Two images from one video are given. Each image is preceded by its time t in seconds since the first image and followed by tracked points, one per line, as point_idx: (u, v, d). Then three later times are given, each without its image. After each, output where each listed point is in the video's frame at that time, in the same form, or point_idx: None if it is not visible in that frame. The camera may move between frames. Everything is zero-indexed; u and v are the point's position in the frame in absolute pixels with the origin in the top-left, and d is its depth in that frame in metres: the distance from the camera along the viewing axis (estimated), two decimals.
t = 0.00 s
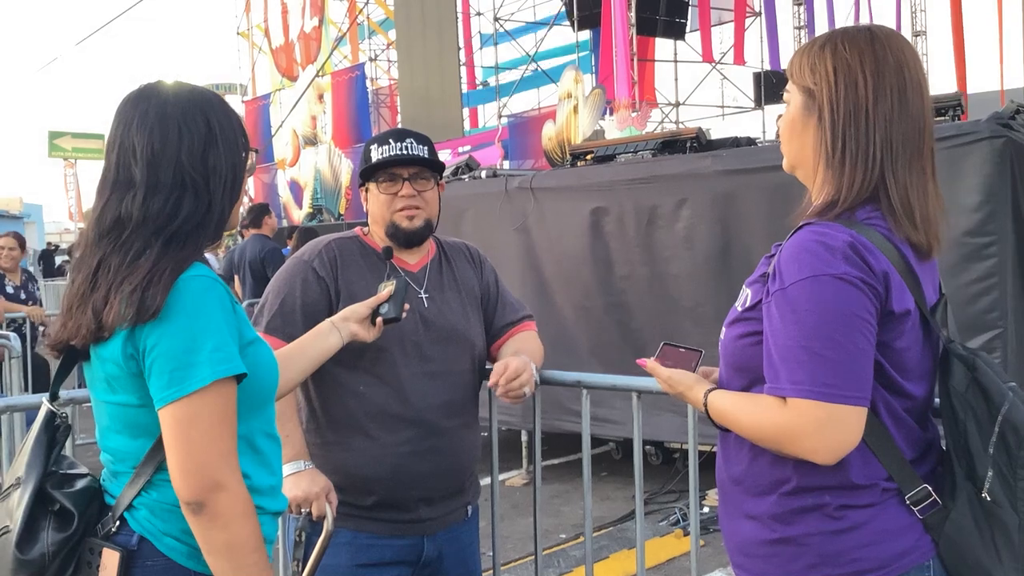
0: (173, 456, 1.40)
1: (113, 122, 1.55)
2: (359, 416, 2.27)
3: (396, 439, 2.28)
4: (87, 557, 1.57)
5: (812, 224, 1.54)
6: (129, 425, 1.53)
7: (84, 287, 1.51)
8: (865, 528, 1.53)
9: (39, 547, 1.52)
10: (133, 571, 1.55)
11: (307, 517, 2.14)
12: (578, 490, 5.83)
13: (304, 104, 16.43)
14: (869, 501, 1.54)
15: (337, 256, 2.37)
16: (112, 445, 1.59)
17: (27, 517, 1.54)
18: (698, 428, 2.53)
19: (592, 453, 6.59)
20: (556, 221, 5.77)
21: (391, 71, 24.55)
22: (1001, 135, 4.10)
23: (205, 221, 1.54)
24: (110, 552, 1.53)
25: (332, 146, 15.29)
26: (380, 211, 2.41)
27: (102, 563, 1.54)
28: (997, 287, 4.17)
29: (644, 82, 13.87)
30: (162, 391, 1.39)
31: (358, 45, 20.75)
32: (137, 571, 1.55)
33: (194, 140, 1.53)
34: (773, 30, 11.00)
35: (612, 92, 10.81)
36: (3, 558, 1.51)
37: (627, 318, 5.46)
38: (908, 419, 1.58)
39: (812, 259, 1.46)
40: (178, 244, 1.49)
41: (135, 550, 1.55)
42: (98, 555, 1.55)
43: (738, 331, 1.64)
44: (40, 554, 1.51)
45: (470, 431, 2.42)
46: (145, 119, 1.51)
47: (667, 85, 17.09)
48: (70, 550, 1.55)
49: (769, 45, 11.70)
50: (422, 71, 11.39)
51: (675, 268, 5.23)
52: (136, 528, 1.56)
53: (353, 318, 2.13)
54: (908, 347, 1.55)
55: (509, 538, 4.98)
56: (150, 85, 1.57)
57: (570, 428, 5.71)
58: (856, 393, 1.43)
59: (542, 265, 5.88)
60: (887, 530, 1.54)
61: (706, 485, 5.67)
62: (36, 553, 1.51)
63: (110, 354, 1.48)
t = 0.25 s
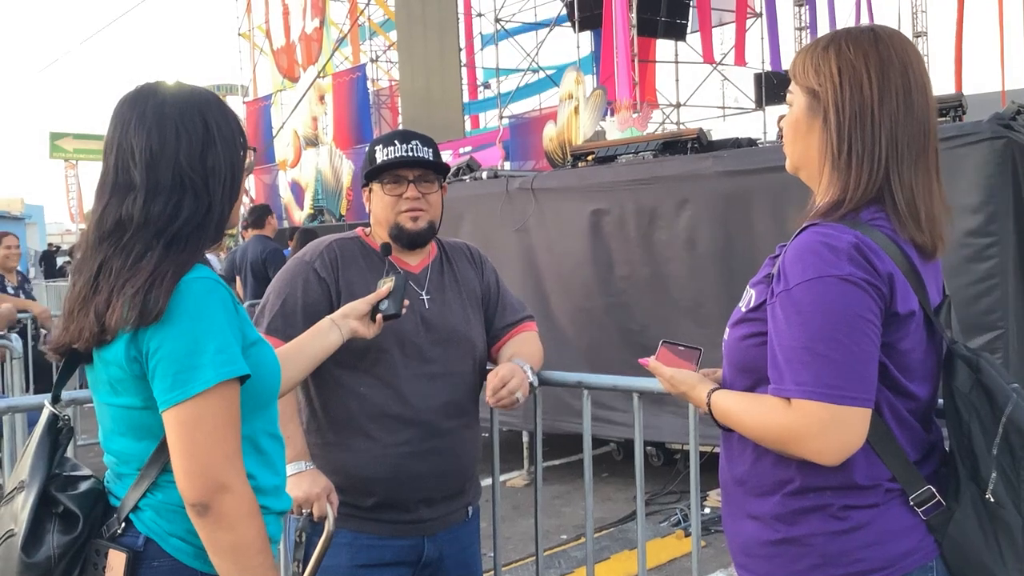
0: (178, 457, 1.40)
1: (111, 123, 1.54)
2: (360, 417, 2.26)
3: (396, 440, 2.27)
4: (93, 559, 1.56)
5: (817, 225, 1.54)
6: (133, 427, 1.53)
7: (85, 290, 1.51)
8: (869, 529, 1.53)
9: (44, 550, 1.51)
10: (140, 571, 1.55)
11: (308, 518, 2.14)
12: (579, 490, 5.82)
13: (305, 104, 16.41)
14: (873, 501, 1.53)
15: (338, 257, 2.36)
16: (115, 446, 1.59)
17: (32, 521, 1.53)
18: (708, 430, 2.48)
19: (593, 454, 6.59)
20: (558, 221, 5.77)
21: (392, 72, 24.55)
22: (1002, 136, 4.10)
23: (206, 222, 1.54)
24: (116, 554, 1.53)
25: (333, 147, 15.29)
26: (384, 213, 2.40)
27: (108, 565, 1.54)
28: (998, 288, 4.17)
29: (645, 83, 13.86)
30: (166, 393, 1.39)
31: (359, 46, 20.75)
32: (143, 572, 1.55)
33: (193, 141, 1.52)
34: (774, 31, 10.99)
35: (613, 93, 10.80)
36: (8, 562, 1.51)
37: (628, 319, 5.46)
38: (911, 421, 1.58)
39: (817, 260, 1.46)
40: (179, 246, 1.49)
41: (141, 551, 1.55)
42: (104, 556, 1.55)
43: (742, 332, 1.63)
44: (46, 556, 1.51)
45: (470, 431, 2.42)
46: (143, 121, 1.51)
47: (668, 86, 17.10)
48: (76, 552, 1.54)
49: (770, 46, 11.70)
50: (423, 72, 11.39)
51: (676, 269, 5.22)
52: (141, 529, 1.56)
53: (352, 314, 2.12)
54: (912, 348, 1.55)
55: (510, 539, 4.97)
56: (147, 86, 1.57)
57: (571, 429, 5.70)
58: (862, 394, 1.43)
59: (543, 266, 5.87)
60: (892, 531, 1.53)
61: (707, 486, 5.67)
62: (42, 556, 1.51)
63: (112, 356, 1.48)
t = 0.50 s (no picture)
0: (179, 458, 1.40)
1: (111, 124, 1.54)
2: (360, 417, 2.26)
3: (397, 440, 2.27)
4: (96, 560, 1.56)
5: (822, 225, 1.53)
6: (134, 428, 1.53)
7: (85, 291, 1.51)
8: (872, 529, 1.53)
9: (47, 551, 1.51)
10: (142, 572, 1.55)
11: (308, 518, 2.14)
12: (580, 490, 5.82)
13: (306, 104, 16.36)
14: (876, 501, 1.53)
15: (339, 257, 2.36)
16: (117, 448, 1.59)
17: (34, 523, 1.53)
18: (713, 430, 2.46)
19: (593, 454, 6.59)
20: (558, 221, 5.76)
21: (392, 72, 24.55)
22: (1003, 136, 4.10)
23: (205, 223, 1.54)
24: (119, 554, 1.53)
25: (334, 147, 15.30)
26: (387, 213, 2.40)
27: (111, 566, 1.54)
28: (999, 287, 4.17)
29: (646, 83, 13.86)
30: (167, 395, 1.39)
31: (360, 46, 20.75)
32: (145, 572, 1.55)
33: (193, 142, 1.52)
34: (775, 31, 10.99)
35: (613, 93, 10.79)
36: (11, 564, 1.50)
37: (628, 319, 5.45)
38: (916, 421, 1.58)
39: (820, 261, 1.45)
40: (179, 247, 1.49)
41: (144, 552, 1.55)
42: (107, 557, 1.54)
43: (746, 332, 1.63)
44: (49, 558, 1.51)
45: (471, 431, 2.42)
46: (144, 121, 1.51)
47: (669, 86, 17.09)
48: (78, 553, 1.54)
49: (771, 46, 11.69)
50: (424, 72, 11.39)
51: (677, 269, 5.22)
52: (144, 529, 1.56)
53: (353, 314, 2.12)
54: (917, 348, 1.54)
55: (511, 539, 4.97)
56: (148, 86, 1.56)
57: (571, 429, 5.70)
58: (866, 395, 1.43)
59: (544, 266, 5.87)
60: (894, 531, 1.53)
61: (708, 486, 5.67)
62: (45, 558, 1.50)
63: (113, 357, 1.47)
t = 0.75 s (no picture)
0: (178, 458, 1.39)
1: (116, 122, 1.53)
2: (361, 416, 2.25)
3: (398, 439, 2.26)
4: (94, 558, 1.55)
5: (827, 224, 1.52)
6: (134, 426, 1.52)
7: (87, 289, 1.50)
8: (877, 529, 1.51)
9: (46, 549, 1.50)
10: (142, 570, 1.54)
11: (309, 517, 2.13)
12: (582, 490, 5.81)
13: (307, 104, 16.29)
14: (881, 500, 1.52)
15: (340, 255, 2.35)
16: (117, 446, 1.58)
17: (33, 520, 1.52)
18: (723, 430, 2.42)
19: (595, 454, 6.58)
20: (559, 221, 5.75)
21: (394, 71, 24.54)
22: (1005, 134, 4.09)
23: (209, 224, 1.53)
24: (118, 552, 1.52)
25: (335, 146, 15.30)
26: (390, 212, 2.39)
27: (110, 564, 1.53)
28: (1002, 286, 4.15)
29: (647, 82, 13.85)
30: (167, 393, 1.38)
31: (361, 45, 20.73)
32: (145, 571, 1.54)
33: (198, 142, 1.51)
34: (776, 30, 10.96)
35: (615, 92, 10.77)
36: (10, 562, 1.49)
37: (630, 318, 5.44)
38: (922, 420, 1.57)
39: (826, 260, 1.44)
40: (181, 247, 1.48)
41: (143, 550, 1.54)
42: (106, 555, 1.53)
43: (751, 331, 1.62)
44: (47, 555, 1.50)
45: (472, 430, 2.41)
46: (149, 120, 1.50)
47: (671, 85, 17.08)
48: (77, 551, 1.53)
49: (773, 45, 11.67)
50: (425, 71, 11.39)
51: (678, 268, 5.21)
52: (144, 528, 1.55)
53: (356, 314, 2.11)
54: (923, 347, 1.53)
55: (512, 538, 4.96)
56: (154, 85, 1.55)
57: (573, 428, 5.69)
58: (871, 394, 1.42)
59: (545, 265, 5.86)
60: (899, 530, 1.52)
61: (709, 485, 5.66)
62: (43, 555, 1.49)
63: (114, 356, 1.47)
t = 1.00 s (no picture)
0: (176, 457, 1.38)
1: (118, 120, 1.53)
2: (363, 416, 2.25)
3: (399, 439, 2.26)
4: (94, 558, 1.55)
5: (831, 223, 1.52)
6: (133, 426, 1.51)
7: (85, 288, 1.50)
8: (882, 528, 1.51)
9: (45, 549, 1.50)
10: (141, 570, 1.53)
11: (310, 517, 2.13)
12: (583, 489, 5.81)
13: (309, 103, 16.21)
14: (886, 499, 1.51)
15: (341, 254, 2.35)
16: (116, 445, 1.58)
17: (33, 520, 1.52)
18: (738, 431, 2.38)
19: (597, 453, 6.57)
20: (561, 220, 5.75)
21: (395, 71, 24.53)
22: (1008, 133, 4.08)
23: (209, 224, 1.52)
24: (118, 552, 1.52)
25: (336, 146, 15.30)
26: (392, 211, 2.38)
27: (110, 564, 1.52)
28: (1004, 285, 4.14)
29: (648, 82, 13.84)
30: (165, 393, 1.38)
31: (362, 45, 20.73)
32: (144, 571, 1.53)
33: (200, 142, 1.51)
34: (778, 29, 10.95)
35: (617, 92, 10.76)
36: (9, 562, 1.49)
37: (631, 318, 5.43)
38: (927, 419, 1.56)
39: (830, 258, 1.44)
40: (180, 247, 1.47)
41: (143, 550, 1.54)
42: (105, 555, 1.53)
43: (756, 330, 1.61)
44: (47, 555, 1.50)
45: (473, 430, 2.40)
46: (150, 119, 1.50)
47: (672, 84, 17.07)
48: (77, 551, 1.53)
49: (775, 44, 11.65)
50: (426, 71, 11.39)
51: (680, 267, 5.21)
52: (143, 528, 1.54)
53: (358, 314, 2.11)
54: (928, 346, 1.53)
55: (514, 538, 4.96)
56: (156, 84, 1.55)
57: (574, 428, 5.69)
58: (875, 394, 1.41)
59: (547, 265, 5.86)
60: (904, 529, 1.52)
61: (712, 485, 5.65)
62: (43, 555, 1.49)
63: (112, 355, 1.46)
